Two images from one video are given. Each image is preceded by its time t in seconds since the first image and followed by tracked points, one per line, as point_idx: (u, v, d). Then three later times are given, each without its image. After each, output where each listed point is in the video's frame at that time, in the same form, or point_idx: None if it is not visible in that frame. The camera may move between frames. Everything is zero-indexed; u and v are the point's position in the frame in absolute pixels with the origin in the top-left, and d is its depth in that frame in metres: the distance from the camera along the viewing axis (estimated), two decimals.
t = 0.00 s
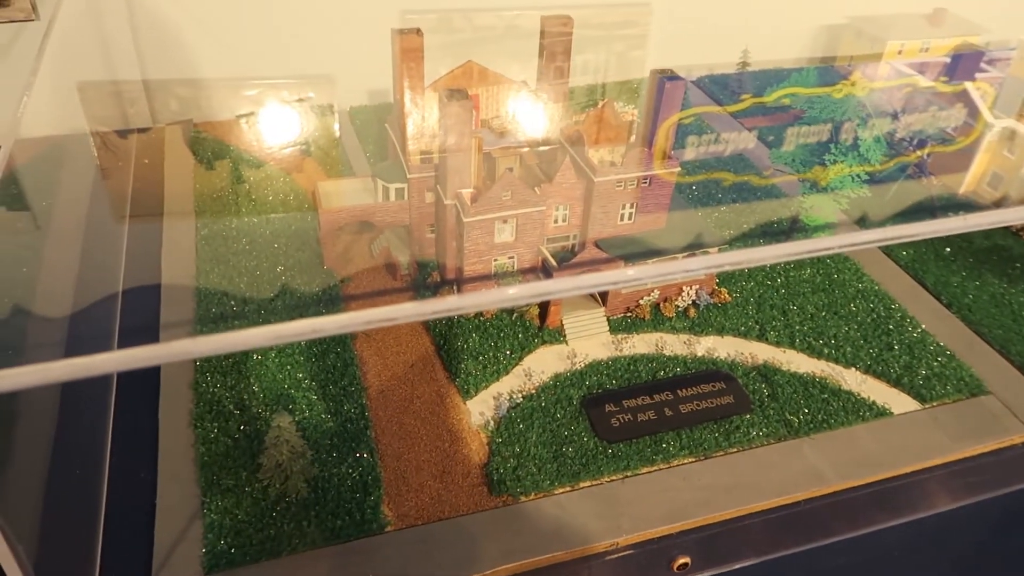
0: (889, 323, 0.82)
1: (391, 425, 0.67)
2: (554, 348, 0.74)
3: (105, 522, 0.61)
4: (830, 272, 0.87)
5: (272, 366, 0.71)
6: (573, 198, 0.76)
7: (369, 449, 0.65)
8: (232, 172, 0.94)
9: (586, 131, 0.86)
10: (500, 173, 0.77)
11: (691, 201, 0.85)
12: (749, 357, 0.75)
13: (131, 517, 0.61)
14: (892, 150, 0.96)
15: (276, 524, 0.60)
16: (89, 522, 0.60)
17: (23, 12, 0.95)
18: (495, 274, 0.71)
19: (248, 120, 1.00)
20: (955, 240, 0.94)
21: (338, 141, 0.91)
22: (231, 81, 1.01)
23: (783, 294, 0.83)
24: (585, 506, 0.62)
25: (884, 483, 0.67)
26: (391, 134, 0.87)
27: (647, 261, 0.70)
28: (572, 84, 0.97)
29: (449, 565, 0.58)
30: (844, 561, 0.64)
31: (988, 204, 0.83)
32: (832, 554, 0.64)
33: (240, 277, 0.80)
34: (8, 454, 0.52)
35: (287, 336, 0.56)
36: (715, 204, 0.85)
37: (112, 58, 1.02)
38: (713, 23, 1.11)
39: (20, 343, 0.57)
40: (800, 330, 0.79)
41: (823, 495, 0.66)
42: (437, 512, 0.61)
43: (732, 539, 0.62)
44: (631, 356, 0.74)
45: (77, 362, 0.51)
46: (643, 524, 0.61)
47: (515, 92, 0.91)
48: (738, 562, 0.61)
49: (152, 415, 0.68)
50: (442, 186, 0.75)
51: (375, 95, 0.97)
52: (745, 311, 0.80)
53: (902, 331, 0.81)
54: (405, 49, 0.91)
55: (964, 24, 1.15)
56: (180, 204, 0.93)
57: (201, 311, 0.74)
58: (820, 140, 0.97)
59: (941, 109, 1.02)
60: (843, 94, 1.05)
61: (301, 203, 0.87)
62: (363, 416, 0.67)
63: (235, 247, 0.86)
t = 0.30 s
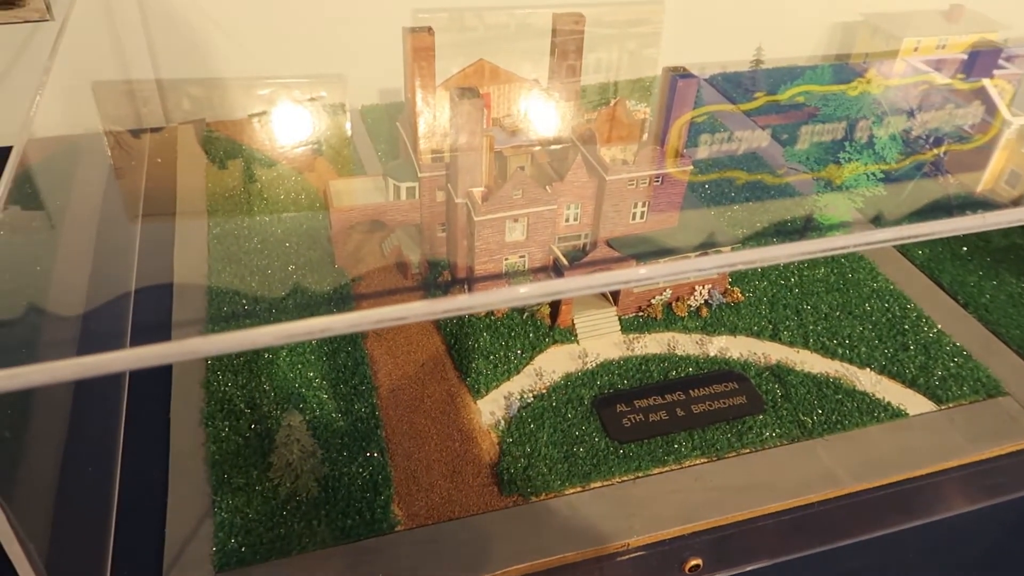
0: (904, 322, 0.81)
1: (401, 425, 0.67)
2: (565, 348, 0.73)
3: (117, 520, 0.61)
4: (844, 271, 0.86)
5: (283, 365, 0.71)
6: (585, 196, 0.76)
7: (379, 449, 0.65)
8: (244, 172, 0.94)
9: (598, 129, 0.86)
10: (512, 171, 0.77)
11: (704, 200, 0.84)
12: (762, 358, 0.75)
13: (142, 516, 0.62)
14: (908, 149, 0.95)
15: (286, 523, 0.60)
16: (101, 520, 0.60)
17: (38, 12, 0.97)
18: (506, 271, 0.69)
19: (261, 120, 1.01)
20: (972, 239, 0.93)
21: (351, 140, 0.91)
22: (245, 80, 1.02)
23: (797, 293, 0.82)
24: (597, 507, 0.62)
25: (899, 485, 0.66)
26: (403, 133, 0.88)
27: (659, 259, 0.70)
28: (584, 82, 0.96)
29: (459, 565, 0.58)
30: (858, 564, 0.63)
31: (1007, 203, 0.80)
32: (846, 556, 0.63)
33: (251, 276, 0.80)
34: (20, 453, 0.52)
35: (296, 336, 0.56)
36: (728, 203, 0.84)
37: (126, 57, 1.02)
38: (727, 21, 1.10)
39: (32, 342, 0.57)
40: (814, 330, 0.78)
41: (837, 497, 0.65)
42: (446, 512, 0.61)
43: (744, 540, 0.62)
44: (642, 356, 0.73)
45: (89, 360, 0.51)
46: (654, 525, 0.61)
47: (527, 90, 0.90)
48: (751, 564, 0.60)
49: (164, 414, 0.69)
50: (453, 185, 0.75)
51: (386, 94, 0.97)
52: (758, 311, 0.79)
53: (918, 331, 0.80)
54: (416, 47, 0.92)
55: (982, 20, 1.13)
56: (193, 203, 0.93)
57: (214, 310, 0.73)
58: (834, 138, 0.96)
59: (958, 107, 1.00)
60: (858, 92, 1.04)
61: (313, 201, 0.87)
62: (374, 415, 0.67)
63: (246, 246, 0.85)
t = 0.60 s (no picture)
0: (910, 320, 0.80)
1: (403, 420, 0.66)
2: (567, 344, 0.73)
3: (117, 514, 0.61)
4: (849, 268, 0.86)
5: (284, 360, 0.71)
6: (588, 191, 0.75)
7: (381, 444, 0.64)
8: (247, 168, 0.94)
9: (600, 125, 0.86)
10: (516, 167, 0.76)
11: (708, 197, 0.83)
12: (766, 354, 0.74)
13: (142, 510, 0.61)
14: (914, 146, 0.94)
15: (287, 518, 0.59)
16: (101, 514, 0.60)
17: (41, 7, 0.97)
18: (509, 267, 0.68)
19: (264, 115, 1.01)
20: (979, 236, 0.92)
21: (354, 137, 0.91)
22: (252, 75, 1.03)
23: (801, 290, 0.81)
24: (599, 504, 0.61)
25: (903, 483, 0.66)
26: (406, 128, 0.88)
27: (663, 254, 0.69)
28: (589, 78, 0.96)
29: (460, 561, 0.58)
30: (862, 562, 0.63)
31: (1014, 199, 0.80)
32: (849, 555, 0.63)
33: (253, 271, 0.80)
34: (21, 446, 0.52)
35: (296, 329, 0.56)
36: (732, 199, 0.84)
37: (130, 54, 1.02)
38: (733, 16, 1.10)
39: (34, 335, 0.57)
40: (819, 326, 0.78)
41: (841, 495, 0.65)
42: (448, 508, 0.61)
43: (747, 538, 0.62)
44: (645, 352, 0.73)
45: (90, 353, 0.51)
46: (657, 522, 0.61)
47: (529, 86, 0.90)
48: (754, 562, 0.60)
49: (166, 409, 0.68)
50: (456, 180, 0.75)
51: (389, 89, 0.97)
52: (762, 307, 0.78)
53: (923, 329, 0.79)
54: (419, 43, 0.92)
55: (988, 15, 1.13)
56: (197, 200, 0.93)
57: (216, 305, 0.73)
58: (839, 135, 0.96)
59: (965, 103, 0.99)
60: (864, 88, 1.03)
61: (316, 197, 0.87)
62: (376, 410, 0.67)
63: (249, 241, 0.85)
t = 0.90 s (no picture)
0: (908, 318, 0.80)
1: (400, 419, 0.66)
2: (565, 343, 0.73)
3: (114, 512, 0.61)
4: (847, 266, 0.86)
5: (282, 359, 0.70)
6: (586, 190, 0.75)
7: (378, 443, 0.64)
8: (245, 166, 0.94)
9: (599, 123, 0.85)
10: (514, 165, 0.76)
11: (707, 195, 0.83)
12: (764, 353, 0.74)
13: (138, 509, 0.61)
14: (913, 144, 0.94)
15: (284, 517, 0.59)
16: (98, 513, 0.60)
17: (38, 5, 0.97)
18: (507, 266, 0.68)
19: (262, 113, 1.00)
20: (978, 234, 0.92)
21: (353, 136, 0.91)
22: (252, 73, 1.03)
23: (800, 288, 0.81)
24: (596, 502, 0.61)
25: (901, 482, 0.66)
26: (404, 126, 0.87)
27: (661, 253, 0.69)
28: (587, 76, 0.96)
29: (457, 560, 0.58)
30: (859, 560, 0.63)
31: (1014, 197, 0.80)
32: (847, 554, 0.63)
33: (251, 270, 0.79)
34: (17, 445, 0.52)
35: (293, 327, 0.56)
36: (730, 197, 0.84)
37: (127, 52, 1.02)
38: (732, 15, 1.10)
39: (31, 333, 0.57)
40: (817, 325, 0.78)
41: (839, 493, 0.65)
42: (445, 507, 0.61)
43: (745, 537, 0.61)
44: (643, 351, 0.73)
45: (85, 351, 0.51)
46: (654, 521, 0.61)
47: (528, 85, 0.90)
48: (752, 561, 0.60)
49: (164, 407, 0.68)
50: (455, 179, 0.74)
51: (387, 88, 0.97)
52: (760, 306, 0.78)
53: (922, 327, 0.79)
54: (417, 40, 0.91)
55: (988, 13, 1.12)
56: (194, 198, 0.92)
57: (213, 304, 0.73)
58: (838, 133, 0.95)
59: (964, 102, 0.99)
60: (863, 87, 1.03)
61: (314, 196, 0.87)
62: (373, 409, 0.67)
63: (246, 239, 0.85)
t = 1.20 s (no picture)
0: (910, 319, 0.80)
1: (400, 418, 0.66)
2: (566, 342, 0.73)
3: (113, 511, 0.61)
4: (849, 267, 0.85)
5: (282, 358, 0.70)
6: (587, 189, 0.75)
7: (378, 442, 0.64)
8: (246, 164, 0.94)
9: (600, 121, 0.85)
10: (515, 165, 0.76)
11: (709, 195, 0.83)
12: (765, 353, 0.74)
13: (138, 508, 0.61)
14: (915, 144, 0.94)
15: (283, 516, 0.59)
16: (97, 511, 0.60)
17: (40, 3, 0.97)
18: (508, 265, 0.67)
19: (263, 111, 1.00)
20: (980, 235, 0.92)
21: (354, 134, 0.91)
22: (252, 71, 1.03)
23: (801, 289, 0.81)
24: (597, 502, 0.61)
25: (902, 482, 0.66)
26: (405, 125, 0.87)
27: (662, 252, 0.69)
28: (588, 75, 0.96)
29: (457, 559, 0.57)
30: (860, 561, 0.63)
31: (1016, 197, 0.80)
32: (848, 554, 0.62)
33: (251, 268, 0.79)
34: (17, 443, 0.52)
35: (292, 327, 0.56)
36: (732, 197, 0.84)
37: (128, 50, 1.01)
38: (733, 14, 1.10)
39: (31, 331, 0.57)
40: (818, 325, 0.77)
41: (840, 494, 0.64)
42: (445, 506, 0.61)
43: (745, 538, 0.61)
44: (644, 351, 0.73)
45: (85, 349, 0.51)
46: (655, 521, 0.60)
47: (528, 84, 0.90)
48: (753, 561, 0.60)
49: (164, 406, 0.68)
50: (455, 178, 0.74)
51: (388, 87, 0.97)
52: (762, 306, 0.78)
53: (923, 328, 0.79)
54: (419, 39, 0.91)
55: (990, 13, 1.12)
56: (195, 196, 0.92)
57: (213, 302, 0.73)
58: (839, 133, 0.95)
59: (967, 102, 0.99)
60: (865, 87, 1.03)
61: (315, 194, 0.87)
62: (373, 408, 0.67)
63: (247, 237, 0.85)
